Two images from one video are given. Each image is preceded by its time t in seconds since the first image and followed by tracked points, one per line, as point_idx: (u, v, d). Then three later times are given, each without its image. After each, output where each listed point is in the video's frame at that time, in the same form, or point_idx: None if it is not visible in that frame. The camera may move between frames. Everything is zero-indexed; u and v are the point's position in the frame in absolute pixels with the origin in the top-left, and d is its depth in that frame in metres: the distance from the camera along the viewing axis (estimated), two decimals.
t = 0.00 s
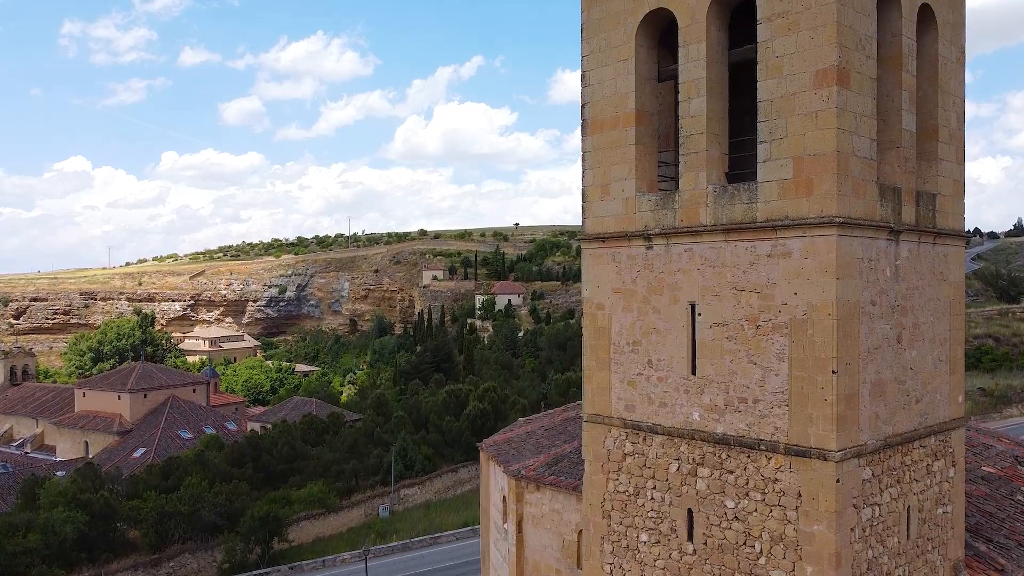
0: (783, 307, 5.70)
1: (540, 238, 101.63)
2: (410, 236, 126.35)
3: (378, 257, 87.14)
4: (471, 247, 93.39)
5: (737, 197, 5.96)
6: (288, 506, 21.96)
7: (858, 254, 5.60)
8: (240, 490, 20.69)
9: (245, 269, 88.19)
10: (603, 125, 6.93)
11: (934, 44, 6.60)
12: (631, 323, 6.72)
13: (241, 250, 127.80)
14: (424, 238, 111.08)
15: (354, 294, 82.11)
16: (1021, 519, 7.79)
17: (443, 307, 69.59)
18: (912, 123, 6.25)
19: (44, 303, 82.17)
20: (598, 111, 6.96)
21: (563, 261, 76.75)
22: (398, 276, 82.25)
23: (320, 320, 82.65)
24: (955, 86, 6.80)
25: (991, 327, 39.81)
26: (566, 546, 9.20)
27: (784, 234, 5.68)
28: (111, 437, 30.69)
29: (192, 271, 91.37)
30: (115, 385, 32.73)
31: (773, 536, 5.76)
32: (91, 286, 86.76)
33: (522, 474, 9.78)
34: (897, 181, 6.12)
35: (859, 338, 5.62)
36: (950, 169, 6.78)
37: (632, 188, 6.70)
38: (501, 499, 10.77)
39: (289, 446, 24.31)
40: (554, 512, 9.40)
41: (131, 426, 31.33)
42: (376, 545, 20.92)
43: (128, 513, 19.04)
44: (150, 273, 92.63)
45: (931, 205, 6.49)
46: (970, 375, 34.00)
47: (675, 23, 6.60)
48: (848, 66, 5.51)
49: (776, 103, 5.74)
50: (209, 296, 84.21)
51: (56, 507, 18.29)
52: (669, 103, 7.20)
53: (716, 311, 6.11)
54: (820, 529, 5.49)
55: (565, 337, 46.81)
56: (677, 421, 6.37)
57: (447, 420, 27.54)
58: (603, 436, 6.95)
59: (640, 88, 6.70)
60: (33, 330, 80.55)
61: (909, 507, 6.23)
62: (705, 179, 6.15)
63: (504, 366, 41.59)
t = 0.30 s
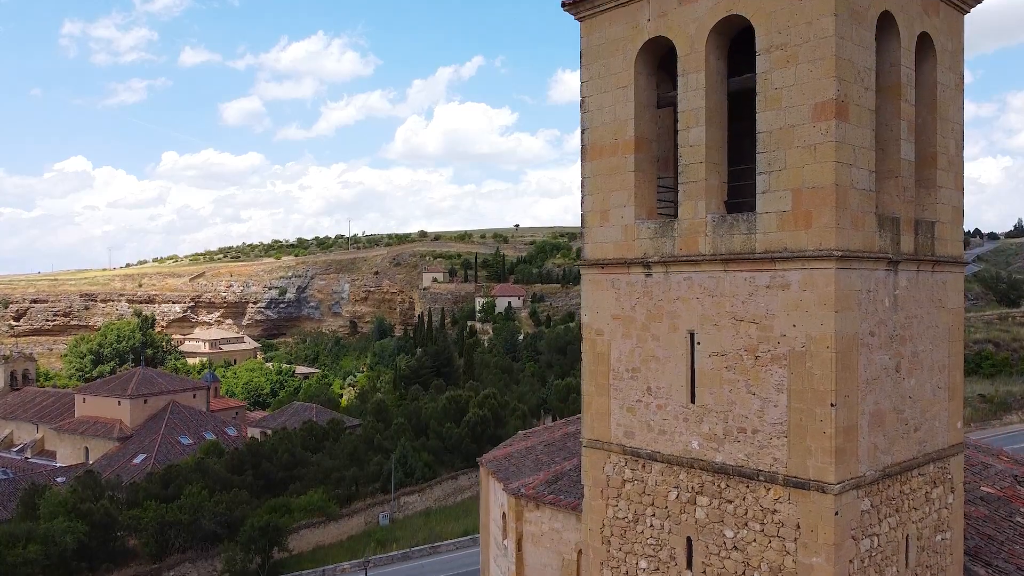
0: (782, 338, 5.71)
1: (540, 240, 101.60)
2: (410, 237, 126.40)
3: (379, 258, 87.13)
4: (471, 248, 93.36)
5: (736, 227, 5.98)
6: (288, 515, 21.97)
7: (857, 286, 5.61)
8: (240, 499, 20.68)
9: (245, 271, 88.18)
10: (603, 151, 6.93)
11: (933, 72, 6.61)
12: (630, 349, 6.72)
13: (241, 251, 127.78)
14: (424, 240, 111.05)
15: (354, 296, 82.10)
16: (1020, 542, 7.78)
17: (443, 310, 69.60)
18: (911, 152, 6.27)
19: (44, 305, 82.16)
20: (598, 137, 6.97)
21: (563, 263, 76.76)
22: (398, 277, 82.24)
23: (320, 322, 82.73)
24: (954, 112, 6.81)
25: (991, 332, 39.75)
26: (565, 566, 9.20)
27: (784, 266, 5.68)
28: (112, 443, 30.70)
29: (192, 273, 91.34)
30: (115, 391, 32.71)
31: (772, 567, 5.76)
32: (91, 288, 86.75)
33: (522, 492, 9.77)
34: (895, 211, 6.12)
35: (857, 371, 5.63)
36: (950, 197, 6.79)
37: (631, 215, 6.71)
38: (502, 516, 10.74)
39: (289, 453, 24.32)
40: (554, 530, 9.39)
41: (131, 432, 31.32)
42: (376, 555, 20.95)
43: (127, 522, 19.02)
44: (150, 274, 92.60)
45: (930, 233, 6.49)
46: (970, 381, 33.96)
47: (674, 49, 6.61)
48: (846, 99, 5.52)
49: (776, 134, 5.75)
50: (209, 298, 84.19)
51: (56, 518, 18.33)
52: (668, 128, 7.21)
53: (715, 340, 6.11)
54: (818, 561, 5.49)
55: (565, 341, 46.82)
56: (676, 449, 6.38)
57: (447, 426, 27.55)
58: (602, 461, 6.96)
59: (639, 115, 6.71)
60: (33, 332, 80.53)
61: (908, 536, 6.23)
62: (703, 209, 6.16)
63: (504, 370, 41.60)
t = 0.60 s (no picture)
0: (780, 371, 5.72)
1: (540, 241, 101.59)
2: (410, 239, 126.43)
3: (379, 260, 87.13)
4: (472, 250, 93.33)
5: (735, 258, 5.99)
6: (288, 523, 21.97)
7: (856, 319, 5.63)
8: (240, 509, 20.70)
9: (245, 272, 88.19)
10: (602, 177, 6.95)
11: (932, 101, 6.62)
12: (629, 377, 6.73)
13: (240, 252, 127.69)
14: (424, 241, 111.06)
15: (354, 298, 82.11)
16: (1019, 565, 7.77)
17: (443, 313, 69.61)
18: (909, 181, 6.28)
19: (44, 307, 82.17)
20: (597, 164, 7.00)
21: (564, 266, 76.75)
22: (398, 279, 82.19)
23: (320, 324, 82.74)
24: (951, 140, 6.84)
25: (991, 337, 39.73)
26: None
27: (782, 298, 5.69)
28: (112, 448, 30.71)
29: (192, 274, 91.38)
30: (116, 397, 32.74)
31: None
32: (91, 290, 86.79)
33: (522, 511, 9.75)
34: (893, 241, 6.13)
35: (856, 404, 5.63)
36: (948, 224, 6.79)
37: (630, 242, 6.72)
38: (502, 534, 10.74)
39: (289, 461, 24.33)
40: (554, 550, 9.37)
41: (132, 438, 31.35)
42: (376, 564, 20.91)
43: (127, 532, 19.07)
44: (150, 276, 92.63)
45: (929, 262, 6.49)
46: (970, 387, 33.96)
47: (673, 78, 6.63)
48: (845, 133, 5.52)
49: (774, 167, 5.76)
50: (209, 299, 84.23)
51: (56, 528, 18.39)
52: (668, 153, 7.22)
53: (714, 370, 6.12)
54: None
55: (565, 345, 46.83)
56: (675, 478, 6.39)
57: (447, 433, 27.55)
58: (601, 488, 6.97)
59: (638, 143, 6.73)
60: (33, 334, 80.53)
61: (906, 564, 6.24)
62: (702, 239, 6.17)
63: (504, 375, 41.59)
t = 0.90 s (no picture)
0: (779, 403, 5.73)
1: (540, 243, 101.53)
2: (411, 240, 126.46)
3: (379, 262, 87.10)
4: (472, 252, 93.29)
5: (734, 289, 5.99)
6: (288, 532, 21.92)
7: (855, 352, 5.63)
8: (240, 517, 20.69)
9: (245, 274, 88.21)
10: (602, 204, 6.96)
11: (931, 129, 6.63)
12: (628, 404, 6.74)
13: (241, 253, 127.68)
14: (425, 243, 110.96)
15: (354, 300, 82.12)
16: None
17: (443, 316, 69.60)
18: (908, 212, 6.28)
19: (44, 309, 82.19)
20: (596, 191, 7.00)
21: (564, 268, 76.71)
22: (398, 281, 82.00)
23: (320, 326, 82.76)
24: (950, 167, 6.85)
25: (991, 342, 39.74)
26: None
27: (781, 330, 5.70)
28: (112, 454, 30.73)
29: (192, 276, 91.38)
30: (116, 403, 32.74)
31: None
32: (92, 292, 86.83)
33: (522, 529, 9.75)
34: (893, 271, 6.13)
35: (854, 437, 5.64)
36: (947, 251, 6.80)
37: (629, 270, 6.73)
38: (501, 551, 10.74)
39: (289, 468, 24.31)
40: (553, 569, 9.36)
41: (132, 444, 31.34)
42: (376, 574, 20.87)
43: (128, 542, 19.09)
44: (150, 277, 92.66)
45: (928, 290, 6.50)
46: (970, 393, 33.96)
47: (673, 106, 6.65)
48: (844, 166, 5.53)
49: (773, 199, 5.77)
50: (209, 301, 84.23)
51: (56, 538, 18.38)
52: (667, 179, 7.23)
53: (712, 401, 6.13)
54: None
55: (565, 349, 46.82)
56: (675, 506, 6.40)
57: (447, 439, 27.64)
58: (601, 514, 6.98)
59: (637, 171, 6.74)
60: (34, 335, 80.54)
61: None
62: (701, 268, 6.18)
63: (504, 379, 41.58)
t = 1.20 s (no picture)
0: (778, 435, 5.73)
1: (540, 245, 101.35)
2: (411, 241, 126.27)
3: (378, 263, 87.07)
4: (471, 254, 93.27)
5: (732, 319, 5.99)
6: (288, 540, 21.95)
7: (853, 385, 5.65)
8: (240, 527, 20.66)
9: (245, 276, 88.24)
10: (601, 231, 6.96)
11: (929, 156, 6.64)
12: (628, 431, 6.75)
13: (241, 254, 127.65)
14: (425, 244, 110.97)
15: (354, 302, 82.13)
16: None
17: (443, 318, 69.61)
18: (907, 241, 6.29)
19: (44, 310, 82.21)
20: (595, 217, 7.01)
21: (564, 270, 76.72)
22: (398, 283, 81.84)
23: (320, 327, 82.85)
24: (950, 194, 6.87)
25: (991, 347, 39.73)
26: None
27: (779, 362, 5.70)
28: (112, 460, 30.75)
29: (192, 278, 91.39)
30: (116, 408, 32.73)
31: None
32: (92, 293, 86.85)
33: (521, 547, 9.72)
34: (891, 301, 6.14)
35: (852, 469, 5.65)
36: (944, 278, 6.81)
37: (628, 296, 6.74)
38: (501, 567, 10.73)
39: (289, 475, 24.26)
40: None
41: (132, 450, 31.35)
42: None
43: (129, 553, 19.11)
44: (150, 279, 92.61)
45: (926, 318, 6.51)
46: (970, 399, 33.96)
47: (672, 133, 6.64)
48: (842, 200, 5.53)
49: (772, 232, 5.77)
50: (209, 303, 84.23)
51: (56, 548, 18.40)
52: (666, 204, 7.24)
53: (711, 431, 6.14)
54: None
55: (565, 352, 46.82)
56: (674, 535, 6.40)
57: (446, 446, 27.69)
58: (600, 539, 6.99)
59: (636, 198, 6.75)
60: (34, 337, 80.58)
61: None
62: (699, 298, 6.19)
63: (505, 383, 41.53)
